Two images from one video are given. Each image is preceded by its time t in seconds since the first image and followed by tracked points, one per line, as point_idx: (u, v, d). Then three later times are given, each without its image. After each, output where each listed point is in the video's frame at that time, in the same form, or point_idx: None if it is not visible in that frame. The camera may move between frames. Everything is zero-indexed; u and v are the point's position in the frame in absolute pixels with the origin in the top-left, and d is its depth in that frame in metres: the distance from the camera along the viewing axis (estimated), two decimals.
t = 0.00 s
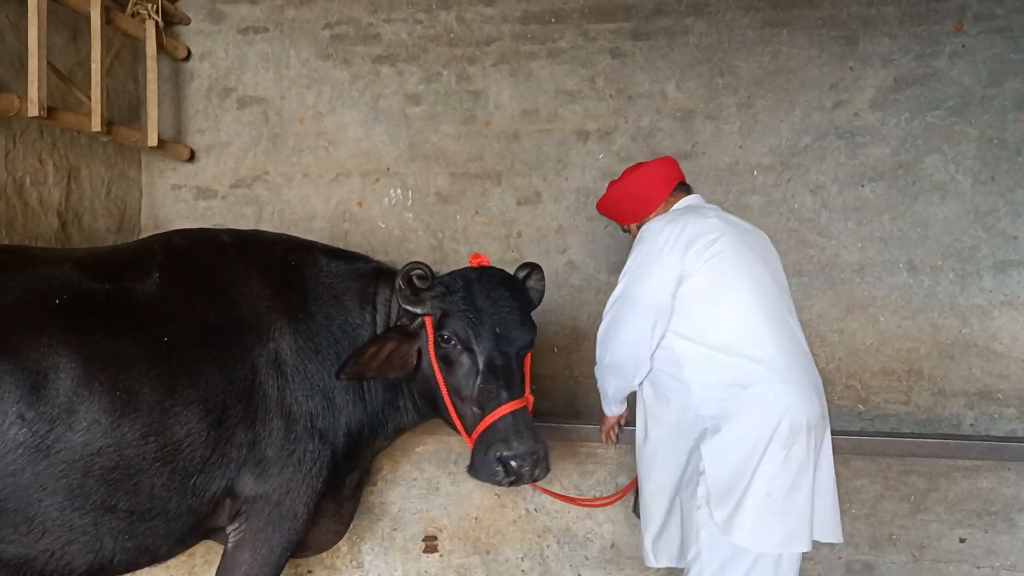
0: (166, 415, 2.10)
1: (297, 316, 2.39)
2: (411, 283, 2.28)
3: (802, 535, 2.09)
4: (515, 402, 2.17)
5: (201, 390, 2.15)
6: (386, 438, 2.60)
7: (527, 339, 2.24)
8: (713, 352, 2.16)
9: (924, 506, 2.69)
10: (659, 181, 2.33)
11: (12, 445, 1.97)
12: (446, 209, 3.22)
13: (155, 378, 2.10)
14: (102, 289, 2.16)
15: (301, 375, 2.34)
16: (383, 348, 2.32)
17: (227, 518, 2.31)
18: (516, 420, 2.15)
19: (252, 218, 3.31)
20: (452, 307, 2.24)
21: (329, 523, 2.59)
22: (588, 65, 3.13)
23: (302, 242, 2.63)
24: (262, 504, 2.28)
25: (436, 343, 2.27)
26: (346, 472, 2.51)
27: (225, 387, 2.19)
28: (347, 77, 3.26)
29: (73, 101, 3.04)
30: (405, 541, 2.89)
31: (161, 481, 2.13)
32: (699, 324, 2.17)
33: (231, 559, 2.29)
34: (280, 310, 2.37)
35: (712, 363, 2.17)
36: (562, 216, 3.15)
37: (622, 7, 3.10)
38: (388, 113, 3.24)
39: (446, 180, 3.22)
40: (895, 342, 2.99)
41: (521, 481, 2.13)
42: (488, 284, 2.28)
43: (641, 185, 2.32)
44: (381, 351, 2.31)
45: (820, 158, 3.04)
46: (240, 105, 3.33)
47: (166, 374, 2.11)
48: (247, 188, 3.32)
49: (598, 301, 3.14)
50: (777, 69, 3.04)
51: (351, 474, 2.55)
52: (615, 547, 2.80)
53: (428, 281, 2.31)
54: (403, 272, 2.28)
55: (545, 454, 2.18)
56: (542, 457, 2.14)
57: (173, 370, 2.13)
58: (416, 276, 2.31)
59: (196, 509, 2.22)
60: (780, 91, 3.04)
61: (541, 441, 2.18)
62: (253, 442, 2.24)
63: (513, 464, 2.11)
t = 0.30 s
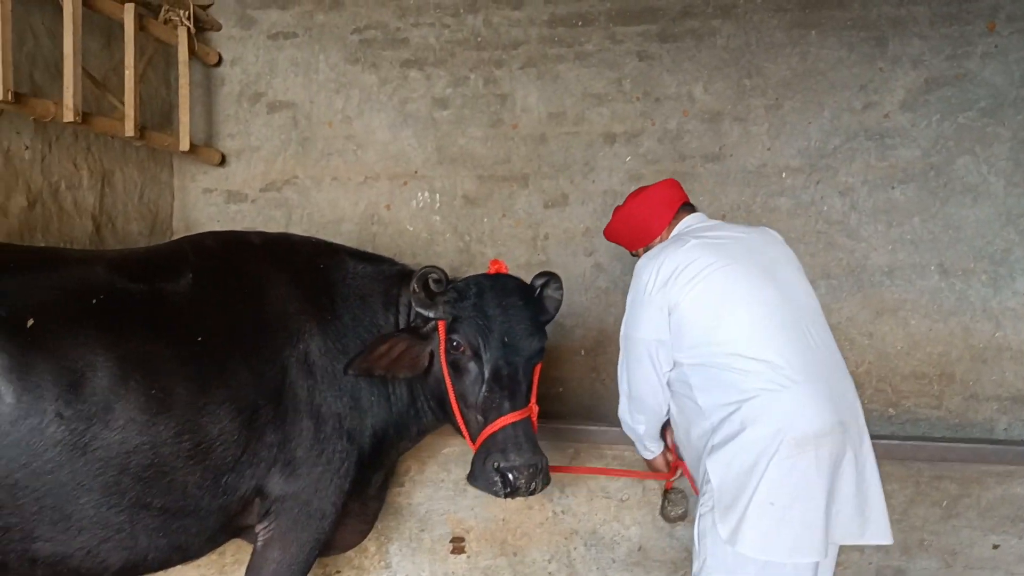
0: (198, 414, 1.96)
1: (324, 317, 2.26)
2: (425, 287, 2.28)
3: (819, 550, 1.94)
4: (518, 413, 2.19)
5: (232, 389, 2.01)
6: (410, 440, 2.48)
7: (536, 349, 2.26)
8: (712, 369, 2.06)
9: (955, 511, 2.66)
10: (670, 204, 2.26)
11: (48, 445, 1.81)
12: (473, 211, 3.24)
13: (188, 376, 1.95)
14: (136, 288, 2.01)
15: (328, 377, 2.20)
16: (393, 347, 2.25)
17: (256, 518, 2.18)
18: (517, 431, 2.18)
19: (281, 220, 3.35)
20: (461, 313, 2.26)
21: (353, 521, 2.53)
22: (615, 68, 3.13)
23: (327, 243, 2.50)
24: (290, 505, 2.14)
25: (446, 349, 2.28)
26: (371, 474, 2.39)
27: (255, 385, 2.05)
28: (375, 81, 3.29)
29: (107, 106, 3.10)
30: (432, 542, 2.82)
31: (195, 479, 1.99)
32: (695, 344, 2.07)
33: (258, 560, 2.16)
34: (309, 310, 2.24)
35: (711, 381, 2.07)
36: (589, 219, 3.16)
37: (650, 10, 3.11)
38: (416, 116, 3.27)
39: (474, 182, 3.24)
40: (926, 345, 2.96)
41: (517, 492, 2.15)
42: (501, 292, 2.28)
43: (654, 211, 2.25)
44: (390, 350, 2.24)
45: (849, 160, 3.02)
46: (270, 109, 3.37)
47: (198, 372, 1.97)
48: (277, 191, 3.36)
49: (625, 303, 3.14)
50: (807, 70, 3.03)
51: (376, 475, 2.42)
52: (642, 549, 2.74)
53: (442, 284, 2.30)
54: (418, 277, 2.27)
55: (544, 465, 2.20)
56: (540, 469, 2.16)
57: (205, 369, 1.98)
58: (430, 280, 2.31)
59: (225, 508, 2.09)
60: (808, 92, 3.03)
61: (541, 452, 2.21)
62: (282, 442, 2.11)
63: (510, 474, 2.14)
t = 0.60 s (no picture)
0: (264, 420, 1.95)
1: (383, 327, 2.27)
2: (483, 298, 2.26)
3: (889, 567, 1.90)
4: (577, 426, 2.17)
5: (297, 396, 2.02)
6: (467, 449, 2.47)
7: (594, 361, 2.23)
8: (776, 386, 2.01)
9: None
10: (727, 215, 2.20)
11: (120, 450, 1.80)
12: (525, 224, 3.24)
13: (254, 384, 1.95)
14: (203, 297, 2.03)
15: (389, 386, 2.21)
16: (453, 359, 2.22)
17: (317, 525, 2.16)
18: (577, 444, 2.15)
19: (335, 233, 3.40)
20: (520, 325, 2.23)
21: (412, 529, 2.47)
22: (668, 80, 3.13)
23: (385, 255, 2.52)
24: (351, 512, 2.13)
25: (505, 361, 2.26)
26: (430, 482, 2.37)
27: (320, 394, 2.06)
28: (428, 96, 3.33)
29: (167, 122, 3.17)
30: (487, 552, 2.79)
31: (260, 485, 1.98)
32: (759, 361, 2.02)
33: (321, 564, 2.16)
34: (370, 320, 2.25)
35: (776, 399, 2.01)
36: (641, 231, 3.15)
37: (702, 22, 3.11)
38: (468, 130, 3.30)
39: (526, 196, 3.25)
40: (991, 358, 2.88)
41: (577, 506, 2.14)
42: (558, 305, 2.26)
43: (709, 223, 2.19)
44: (450, 361, 2.22)
45: (908, 170, 2.97)
46: (325, 124, 3.43)
47: (264, 378, 1.97)
48: (331, 205, 3.41)
49: (678, 315, 3.11)
50: (863, 80, 2.99)
51: (433, 483, 2.40)
52: (701, 564, 2.67)
53: (500, 296, 2.28)
54: (476, 288, 2.25)
55: (605, 479, 2.17)
56: (600, 483, 2.14)
57: (270, 376, 1.99)
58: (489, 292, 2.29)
59: (289, 514, 2.07)
60: (865, 102, 2.99)
61: (601, 465, 2.18)
62: (344, 449, 2.10)
63: (569, 488, 2.13)
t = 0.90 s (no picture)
0: (345, 412, 1.97)
1: (454, 324, 2.31)
2: (552, 300, 2.34)
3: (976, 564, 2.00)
4: (641, 429, 2.21)
5: (374, 388, 2.04)
6: (533, 445, 2.50)
7: (658, 365, 2.26)
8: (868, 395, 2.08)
9: None
10: (801, 217, 2.23)
11: (211, 436, 1.80)
12: (582, 229, 3.29)
13: (334, 375, 1.97)
14: (286, 292, 2.04)
15: (460, 382, 2.24)
16: (522, 357, 2.24)
17: (391, 515, 2.20)
18: (641, 447, 2.20)
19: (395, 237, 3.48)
20: (587, 328, 2.27)
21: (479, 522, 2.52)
22: (726, 87, 3.16)
23: (453, 255, 2.57)
24: (425, 502, 2.16)
25: (572, 363, 2.30)
26: (497, 477, 2.42)
27: (394, 386, 2.08)
28: (487, 103, 3.41)
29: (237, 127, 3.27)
30: (549, 549, 2.81)
31: (341, 473, 1.99)
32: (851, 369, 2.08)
33: (396, 552, 2.20)
34: (441, 317, 2.30)
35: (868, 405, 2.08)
36: (699, 237, 3.17)
37: (762, 30, 3.14)
38: (527, 136, 3.36)
39: (583, 201, 3.29)
40: None
41: (637, 507, 2.17)
42: (626, 309, 2.29)
43: (782, 225, 2.23)
44: (520, 359, 2.24)
45: (970, 178, 2.95)
46: (386, 131, 3.53)
47: (344, 369, 1.99)
48: (392, 209, 3.49)
49: (735, 320, 3.11)
50: (924, 88, 2.99)
51: (500, 478, 2.44)
52: (762, 564, 2.69)
53: (568, 297, 2.35)
54: (546, 290, 2.35)
55: (667, 482, 2.20)
56: (663, 486, 2.17)
57: (349, 368, 2.01)
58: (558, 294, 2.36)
59: (366, 503, 2.09)
60: (926, 110, 2.99)
61: (663, 469, 2.22)
62: (419, 441, 2.13)
63: (629, 489, 2.17)
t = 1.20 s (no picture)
0: (438, 425, 2.04)
1: (533, 340, 2.38)
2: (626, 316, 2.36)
3: None
4: (717, 440, 2.27)
5: (464, 401, 2.11)
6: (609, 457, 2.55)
7: (732, 377, 2.31)
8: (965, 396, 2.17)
9: None
10: (875, 224, 2.29)
11: (316, 448, 1.86)
12: (634, 249, 3.36)
13: (426, 389, 2.04)
14: (378, 310, 2.11)
15: (542, 395, 2.31)
16: (598, 371, 2.33)
17: (478, 524, 2.25)
18: (718, 457, 2.25)
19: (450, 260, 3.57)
20: (661, 342, 2.33)
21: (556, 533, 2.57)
22: (774, 108, 3.26)
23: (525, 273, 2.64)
24: (512, 511, 2.23)
25: (647, 375, 2.36)
26: (574, 487, 2.47)
27: (482, 399, 2.15)
28: (538, 129, 3.52)
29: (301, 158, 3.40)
30: (620, 561, 2.85)
31: (433, 483, 2.06)
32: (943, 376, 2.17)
33: (482, 561, 2.26)
34: (521, 333, 2.37)
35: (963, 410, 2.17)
36: (750, 254, 3.24)
37: (806, 52, 3.24)
38: (577, 160, 3.46)
39: (634, 222, 3.37)
40: None
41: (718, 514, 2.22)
42: (699, 323, 2.34)
43: (858, 236, 2.29)
44: (596, 373, 2.32)
45: (1018, 191, 3.00)
46: (440, 158, 3.64)
47: (436, 383, 2.07)
48: (447, 234, 3.59)
49: (789, 335, 3.16)
50: (970, 104, 3.07)
51: (577, 489, 2.50)
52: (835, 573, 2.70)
53: (642, 313, 2.38)
54: (620, 306, 2.36)
55: (745, 491, 2.25)
56: (740, 494, 2.22)
57: (440, 382, 2.08)
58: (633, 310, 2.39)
59: (455, 513, 2.15)
60: (973, 126, 3.06)
61: (739, 478, 2.27)
62: (506, 451, 2.20)
63: (709, 497, 2.23)
